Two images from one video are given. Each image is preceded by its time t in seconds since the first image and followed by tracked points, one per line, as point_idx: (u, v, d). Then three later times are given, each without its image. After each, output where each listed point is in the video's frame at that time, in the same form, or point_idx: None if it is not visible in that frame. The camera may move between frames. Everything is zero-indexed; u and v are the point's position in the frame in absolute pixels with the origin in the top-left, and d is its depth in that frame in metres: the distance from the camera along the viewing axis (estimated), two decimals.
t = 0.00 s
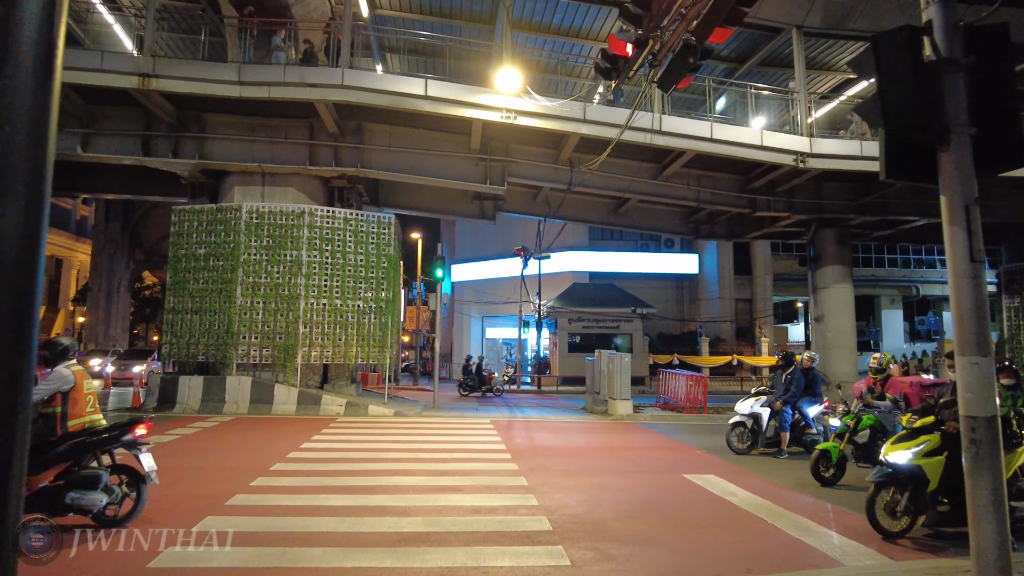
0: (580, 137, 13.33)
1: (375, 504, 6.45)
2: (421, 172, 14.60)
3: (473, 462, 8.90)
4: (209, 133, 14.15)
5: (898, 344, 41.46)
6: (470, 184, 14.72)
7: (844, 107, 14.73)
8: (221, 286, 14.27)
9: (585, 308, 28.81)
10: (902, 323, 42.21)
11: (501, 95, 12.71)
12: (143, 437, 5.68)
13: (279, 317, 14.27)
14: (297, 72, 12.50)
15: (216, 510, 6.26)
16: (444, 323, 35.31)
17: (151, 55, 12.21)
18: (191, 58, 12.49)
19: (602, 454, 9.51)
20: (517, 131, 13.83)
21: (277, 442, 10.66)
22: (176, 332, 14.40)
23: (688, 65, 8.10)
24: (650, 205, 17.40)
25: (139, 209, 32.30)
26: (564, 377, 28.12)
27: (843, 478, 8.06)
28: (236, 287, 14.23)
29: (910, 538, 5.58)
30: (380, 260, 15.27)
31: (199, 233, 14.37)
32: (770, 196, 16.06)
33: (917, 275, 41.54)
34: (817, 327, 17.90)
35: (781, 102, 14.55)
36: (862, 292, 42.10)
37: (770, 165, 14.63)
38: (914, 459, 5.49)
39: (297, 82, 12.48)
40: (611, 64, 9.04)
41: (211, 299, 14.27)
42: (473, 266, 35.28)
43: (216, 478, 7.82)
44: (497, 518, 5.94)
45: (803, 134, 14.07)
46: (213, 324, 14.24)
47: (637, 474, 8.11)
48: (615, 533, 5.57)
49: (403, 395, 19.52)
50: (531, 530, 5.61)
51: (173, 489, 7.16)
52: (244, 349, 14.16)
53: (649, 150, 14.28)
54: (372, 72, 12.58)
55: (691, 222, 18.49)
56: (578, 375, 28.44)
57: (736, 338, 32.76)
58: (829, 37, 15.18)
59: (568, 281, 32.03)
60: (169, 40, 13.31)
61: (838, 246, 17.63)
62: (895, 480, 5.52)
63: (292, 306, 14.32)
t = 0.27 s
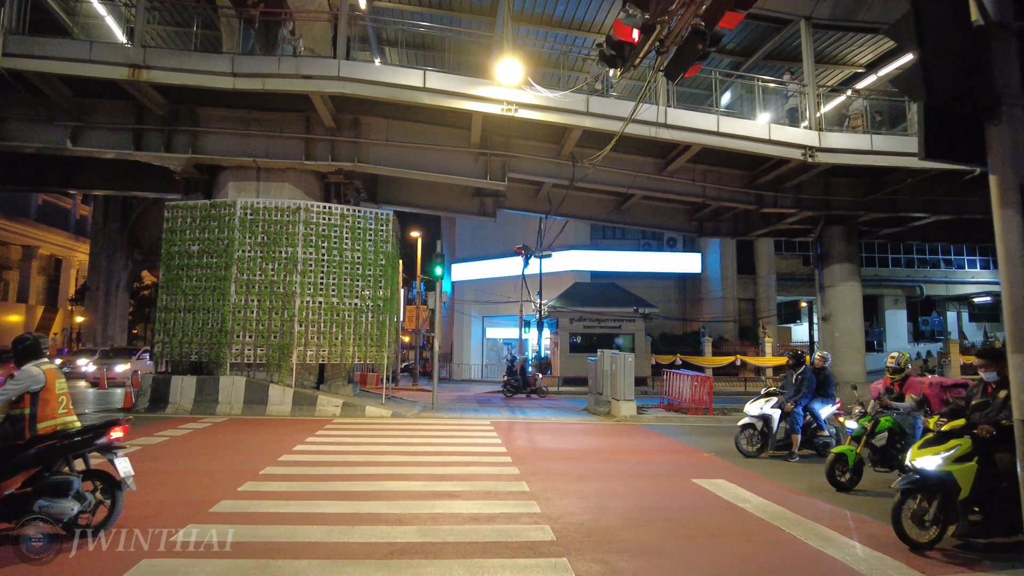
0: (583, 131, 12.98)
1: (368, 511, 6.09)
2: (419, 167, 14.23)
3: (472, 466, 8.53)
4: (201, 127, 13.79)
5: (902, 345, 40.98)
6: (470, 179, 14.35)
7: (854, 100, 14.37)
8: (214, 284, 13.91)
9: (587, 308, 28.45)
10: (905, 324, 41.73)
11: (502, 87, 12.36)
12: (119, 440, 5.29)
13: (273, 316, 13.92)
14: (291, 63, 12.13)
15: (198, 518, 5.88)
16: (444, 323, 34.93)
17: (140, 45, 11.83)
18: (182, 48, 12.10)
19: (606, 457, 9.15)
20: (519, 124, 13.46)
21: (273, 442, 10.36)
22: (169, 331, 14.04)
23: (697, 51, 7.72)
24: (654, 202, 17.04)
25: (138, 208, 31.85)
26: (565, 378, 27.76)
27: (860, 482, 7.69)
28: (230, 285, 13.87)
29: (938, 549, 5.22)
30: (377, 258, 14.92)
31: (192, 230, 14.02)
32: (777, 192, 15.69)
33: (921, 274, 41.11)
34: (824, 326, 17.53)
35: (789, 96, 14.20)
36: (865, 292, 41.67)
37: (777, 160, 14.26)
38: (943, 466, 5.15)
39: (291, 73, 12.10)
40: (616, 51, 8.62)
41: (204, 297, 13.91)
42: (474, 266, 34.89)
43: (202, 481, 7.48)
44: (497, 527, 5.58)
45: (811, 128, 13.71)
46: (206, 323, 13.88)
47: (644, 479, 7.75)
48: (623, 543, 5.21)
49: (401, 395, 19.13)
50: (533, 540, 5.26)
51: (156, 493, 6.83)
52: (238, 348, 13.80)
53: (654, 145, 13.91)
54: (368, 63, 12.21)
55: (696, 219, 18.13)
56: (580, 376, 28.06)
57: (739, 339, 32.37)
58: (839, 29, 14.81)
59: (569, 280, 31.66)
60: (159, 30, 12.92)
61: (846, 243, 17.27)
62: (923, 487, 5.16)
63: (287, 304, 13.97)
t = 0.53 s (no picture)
0: (586, 127, 12.63)
1: (360, 526, 5.72)
2: (418, 166, 13.87)
3: (473, 474, 8.17)
4: (195, 124, 13.44)
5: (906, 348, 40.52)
6: (470, 178, 13.99)
7: (864, 96, 14.00)
8: (208, 285, 13.55)
9: (589, 310, 28.08)
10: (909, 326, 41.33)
11: (502, 81, 12.02)
12: (92, 451, 4.92)
13: (268, 317, 13.56)
14: (286, 58, 11.76)
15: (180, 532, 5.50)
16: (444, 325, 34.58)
17: (131, 39, 11.48)
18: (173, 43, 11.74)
19: (611, 465, 8.78)
20: (520, 120, 13.10)
21: (267, 447, 10.03)
22: (162, 334, 13.68)
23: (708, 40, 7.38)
24: (658, 201, 16.70)
25: (136, 208, 31.42)
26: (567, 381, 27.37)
27: (879, 494, 7.30)
28: (223, 286, 13.52)
29: (974, 570, 4.84)
30: (375, 258, 14.57)
31: (185, 229, 13.67)
32: (784, 191, 15.33)
33: (925, 276, 40.72)
34: (832, 328, 17.16)
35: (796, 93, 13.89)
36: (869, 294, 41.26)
37: (785, 158, 13.91)
38: (980, 480, 4.77)
39: (286, 68, 11.76)
40: (622, 41, 8.27)
41: (198, 299, 13.55)
42: (474, 267, 34.53)
43: (189, 490, 7.13)
44: (499, 544, 5.22)
45: (821, 125, 13.35)
46: (199, 325, 13.52)
47: (652, 490, 7.38)
48: (633, 563, 4.84)
49: (399, 399, 18.78)
50: (540, 559, 4.90)
51: (139, 504, 6.48)
52: (231, 351, 13.44)
53: (659, 141, 13.55)
54: (365, 57, 11.85)
55: (700, 219, 17.78)
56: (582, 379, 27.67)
57: (743, 341, 31.99)
58: (848, 23, 14.46)
59: (571, 281, 31.30)
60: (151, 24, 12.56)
61: (854, 243, 16.91)
62: (957, 502, 4.79)
63: (282, 306, 13.61)
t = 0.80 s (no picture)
0: (593, 119, 12.27)
1: (357, 534, 5.35)
2: (420, 159, 13.51)
3: (477, 477, 7.82)
4: (191, 117, 13.10)
5: (914, 347, 40.05)
6: (473, 172, 13.62)
7: (878, 86, 13.60)
8: (204, 282, 13.21)
9: (594, 308, 27.71)
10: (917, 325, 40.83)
11: (506, 72, 11.66)
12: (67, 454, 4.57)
13: (267, 315, 13.22)
14: (283, 47, 11.41)
15: (165, 539, 5.16)
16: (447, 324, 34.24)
17: (124, 28, 11.15)
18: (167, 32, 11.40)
19: (621, 468, 8.40)
20: (525, 112, 12.73)
21: (264, 448, 9.71)
22: (158, 332, 13.36)
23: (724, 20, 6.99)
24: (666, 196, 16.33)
25: (136, 207, 31.07)
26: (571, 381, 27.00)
27: (906, 499, 6.92)
28: (221, 284, 13.17)
29: None
30: (376, 255, 14.23)
31: (182, 225, 13.34)
32: (796, 185, 14.94)
33: (932, 275, 40.24)
34: (844, 326, 16.76)
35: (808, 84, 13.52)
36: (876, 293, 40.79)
37: (797, 150, 13.52)
38: None
39: (284, 58, 11.41)
40: (633, 25, 7.90)
41: (194, 296, 13.22)
42: (477, 266, 34.17)
43: (177, 493, 6.78)
44: (506, 554, 4.86)
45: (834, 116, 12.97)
46: (196, 323, 13.17)
47: (665, 494, 7.00)
48: None
49: (401, 399, 18.44)
50: (551, 571, 4.54)
51: (122, 509, 6.12)
52: (229, 350, 13.09)
53: (668, 134, 13.18)
54: (365, 47, 11.50)
55: (709, 215, 17.40)
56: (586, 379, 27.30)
57: (750, 340, 31.58)
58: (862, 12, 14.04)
59: (575, 280, 30.92)
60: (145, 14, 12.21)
61: (867, 239, 16.51)
62: (1003, 511, 4.41)
63: (281, 304, 13.28)
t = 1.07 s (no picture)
0: (601, 115, 11.88)
1: (353, 554, 4.96)
2: (422, 157, 13.13)
3: (482, 487, 7.41)
4: (188, 113, 12.77)
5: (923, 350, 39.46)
6: (478, 169, 13.24)
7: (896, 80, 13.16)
8: (201, 283, 12.86)
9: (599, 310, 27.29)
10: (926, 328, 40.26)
11: (511, 65, 11.28)
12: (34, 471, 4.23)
13: (265, 317, 12.85)
14: (281, 40, 11.05)
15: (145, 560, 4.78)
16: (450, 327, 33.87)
17: (118, 21, 10.82)
18: (162, 25, 11.06)
19: (634, 478, 7.98)
20: (531, 107, 12.35)
21: (261, 454, 9.34)
22: (153, 334, 13.00)
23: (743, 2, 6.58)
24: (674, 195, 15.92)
25: (137, 208, 30.77)
26: (576, 384, 26.59)
27: (939, 513, 6.49)
28: (218, 284, 12.81)
29: None
30: (377, 255, 13.86)
31: (178, 224, 13.00)
32: (809, 184, 14.51)
33: (941, 276, 39.69)
34: (858, 329, 16.30)
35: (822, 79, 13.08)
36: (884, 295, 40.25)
37: (812, 147, 13.10)
38: None
39: (282, 52, 11.05)
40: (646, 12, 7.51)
41: (191, 297, 12.86)
42: (481, 267, 33.80)
43: (165, 503, 6.44)
44: None
45: (850, 111, 12.55)
46: (192, 325, 12.81)
47: (682, 508, 6.59)
48: None
49: (404, 403, 18.06)
50: None
51: (105, 521, 5.77)
52: (225, 352, 12.72)
53: (678, 130, 12.77)
54: (366, 40, 11.14)
55: (718, 215, 16.98)
56: (592, 382, 26.88)
57: (757, 343, 31.10)
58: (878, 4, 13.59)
59: (580, 282, 30.52)
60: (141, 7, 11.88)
61: (881, 239, 16.07)
62: None
63: (279, 305, 12.91)
